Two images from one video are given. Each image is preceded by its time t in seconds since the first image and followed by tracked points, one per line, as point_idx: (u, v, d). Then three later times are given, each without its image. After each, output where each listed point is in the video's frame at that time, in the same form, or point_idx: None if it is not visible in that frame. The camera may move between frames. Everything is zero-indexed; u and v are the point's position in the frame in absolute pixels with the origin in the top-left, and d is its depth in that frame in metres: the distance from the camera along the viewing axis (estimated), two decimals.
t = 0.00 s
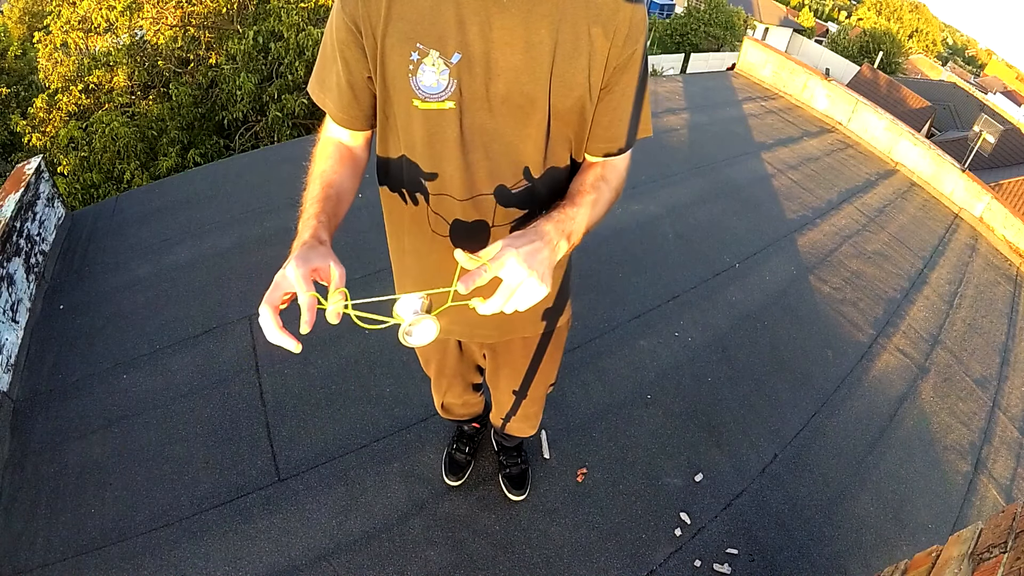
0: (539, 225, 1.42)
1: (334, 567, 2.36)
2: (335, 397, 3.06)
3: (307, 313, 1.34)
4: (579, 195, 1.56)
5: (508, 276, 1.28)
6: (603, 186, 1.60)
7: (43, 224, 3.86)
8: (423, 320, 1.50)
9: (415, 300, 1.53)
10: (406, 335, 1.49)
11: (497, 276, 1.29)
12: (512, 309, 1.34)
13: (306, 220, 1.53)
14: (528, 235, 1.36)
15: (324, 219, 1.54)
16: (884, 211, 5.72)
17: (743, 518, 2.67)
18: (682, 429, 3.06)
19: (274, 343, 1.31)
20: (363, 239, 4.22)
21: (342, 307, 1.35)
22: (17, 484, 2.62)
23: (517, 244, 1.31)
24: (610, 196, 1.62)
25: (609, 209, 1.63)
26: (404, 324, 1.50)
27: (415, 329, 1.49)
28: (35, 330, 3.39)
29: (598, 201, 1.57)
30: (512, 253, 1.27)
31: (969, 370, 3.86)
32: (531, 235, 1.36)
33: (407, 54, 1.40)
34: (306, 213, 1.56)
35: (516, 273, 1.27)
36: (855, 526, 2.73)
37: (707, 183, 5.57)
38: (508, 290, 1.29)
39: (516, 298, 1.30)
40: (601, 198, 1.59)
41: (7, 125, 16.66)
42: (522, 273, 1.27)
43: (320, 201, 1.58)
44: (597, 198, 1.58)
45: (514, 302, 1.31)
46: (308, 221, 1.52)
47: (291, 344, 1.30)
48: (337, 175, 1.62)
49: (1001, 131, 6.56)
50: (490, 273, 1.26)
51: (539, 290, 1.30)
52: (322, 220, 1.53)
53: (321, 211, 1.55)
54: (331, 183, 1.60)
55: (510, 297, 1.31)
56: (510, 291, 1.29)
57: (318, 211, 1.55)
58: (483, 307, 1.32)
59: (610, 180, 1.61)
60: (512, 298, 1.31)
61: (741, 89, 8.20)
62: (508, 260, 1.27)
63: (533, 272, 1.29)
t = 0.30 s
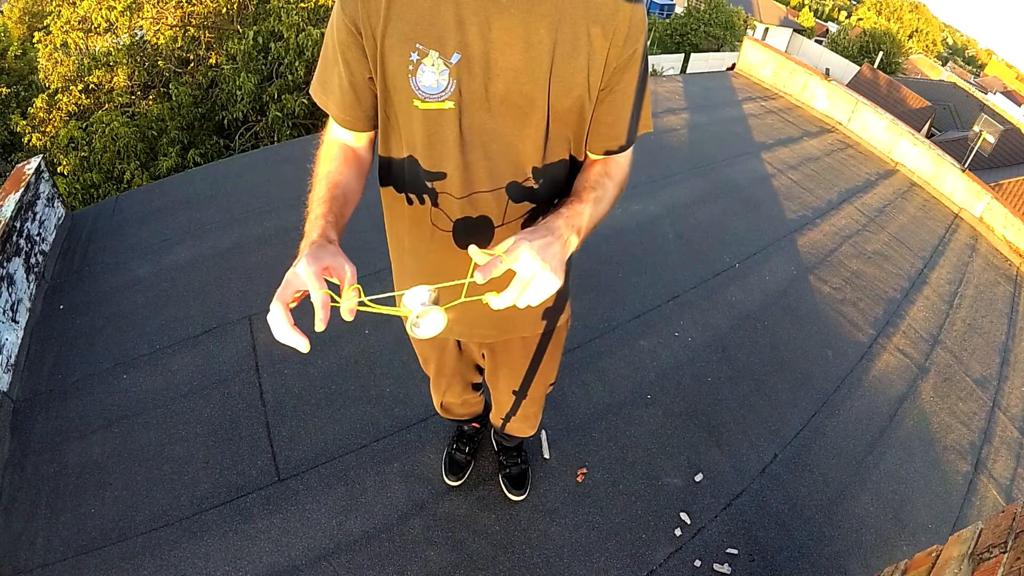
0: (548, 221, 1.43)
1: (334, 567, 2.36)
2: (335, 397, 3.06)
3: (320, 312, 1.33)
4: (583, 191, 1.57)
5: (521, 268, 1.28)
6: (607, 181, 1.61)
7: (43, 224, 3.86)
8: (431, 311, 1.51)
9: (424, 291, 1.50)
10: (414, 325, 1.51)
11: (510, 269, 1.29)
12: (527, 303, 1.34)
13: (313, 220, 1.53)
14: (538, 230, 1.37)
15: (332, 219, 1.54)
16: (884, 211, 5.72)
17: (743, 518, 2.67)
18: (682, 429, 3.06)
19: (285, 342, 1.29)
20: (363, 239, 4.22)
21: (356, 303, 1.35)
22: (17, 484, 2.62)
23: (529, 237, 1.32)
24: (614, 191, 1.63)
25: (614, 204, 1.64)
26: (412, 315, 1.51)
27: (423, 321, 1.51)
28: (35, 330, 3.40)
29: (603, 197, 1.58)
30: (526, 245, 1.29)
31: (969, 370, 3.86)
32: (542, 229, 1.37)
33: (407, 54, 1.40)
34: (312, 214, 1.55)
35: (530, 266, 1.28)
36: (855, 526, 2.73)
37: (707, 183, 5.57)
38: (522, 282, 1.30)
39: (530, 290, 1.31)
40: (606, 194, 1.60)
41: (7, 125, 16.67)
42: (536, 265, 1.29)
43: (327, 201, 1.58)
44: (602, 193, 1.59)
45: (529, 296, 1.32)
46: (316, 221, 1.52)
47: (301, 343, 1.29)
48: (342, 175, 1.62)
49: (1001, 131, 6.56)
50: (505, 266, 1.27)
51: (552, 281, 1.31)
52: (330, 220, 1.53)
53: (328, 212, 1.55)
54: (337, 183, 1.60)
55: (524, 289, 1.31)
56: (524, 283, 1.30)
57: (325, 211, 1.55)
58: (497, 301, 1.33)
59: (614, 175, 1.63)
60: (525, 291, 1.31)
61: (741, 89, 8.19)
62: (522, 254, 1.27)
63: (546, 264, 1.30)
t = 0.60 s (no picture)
0: (556, 215, 1.45)
1: (334, 567, 2.36)
2: (335, 397, 3.06)
3: (336, 312, 1.34)
4: (587, 188, 1.59)
5: (532, 257, 1.31)
6: (610, 176, 1.62)
7: (43, 224, 3.86)
8: (446, 303, 1.57)
9: (437, 284, 1.57)
10: (429, 318, 1.57)
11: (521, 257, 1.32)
12: (538, 295, 1.36)
13: (321, 222, 1.53)
14: (547, 222, 1.40)
15: (339, 220, 1.55)
16: (884, 211, 5.72)
17: (743, 518, 2.67)
18: (681, 429, 3.06)
19: (301, 343, 1.29)
20: (363, 239, 4.22)
21: (371, 301, 1.37)
22: (17, 484, 2.62)
23: (539, 229, 1.35)
24: (618, 187, 1.64)
25: (617, 199, 1.65)
26: (428, 307, 1.56)
27: (438, 314, 1.57)
28: (35, 330, 3.40)
29: (608, 191, 1.60)
30: (536, 235, 1.32)
31: (969, 370, 3.86)
32: (551, 223, 1.40)
33: (407, 55, 1.39)
34: (319, 215, 1.55)
35: (540, 254, 1.31)
36: (855, 526, 2.73)
37: (707, 183, 5.57)
38: (533, 270, 1.32)
39: (541, 280, 1.33)
40: (610, 189, 1.61)
41: (7, 126, 16.69)
42: (547, 255, 1.31)
43: (333, 202, 1.58)
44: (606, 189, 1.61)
45: (539, 286, 1.33)
46: (323, 223, 1.52)
47: (319, 344, 1.28)
48: (347, 176, 1.62)
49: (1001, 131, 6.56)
50: (516, 253, 1.30)
51: (562, 271, 1.33)
52: (337, 221, 1.54)
53: (335, 213, 1.56)
54: (342, 185, 1.60)
55: (534, 280, 1.33)
56: (533, 272, 1.32)
57: (332, 213, 1.55)
58: (507, 292, 1.35)
59: (617, 171, 1.64)
60: (535, 280, 1.33)
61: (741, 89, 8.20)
62: (532, 242, 1.31)
63: (556, 254, 1.32)
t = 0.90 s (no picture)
0: (563, 208, 1.46)
1: (334, 567, 2.36)
2: (335, 397, 3.06)
3: (351, 315, 1.34)
4: (591, 183, 1.60)
5: (542, 249, 1.32)
6: (612, 172, 1.64)
7: (43, 224, 3.86)
8: (460, 303, 1.59)
9: (451, 285, 1.60)
10: (443, 319, 1.59)
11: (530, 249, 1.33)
12: (547, 288, 1.36)
13: (329, 225, 1.53)
14: (555, 216, 1.40)
15: (346, 221, 1.55)
16: (884, 211, 5.72)
17: (743, 518, 2.67)
18: (681, 429, 3.06)
19: (317, 347, 1.29)
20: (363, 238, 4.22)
21: (384, 300, 1.39)
22: (17, 484, 2.62)
23: (547, 221, 1.36)
24: (620, 182, 1.66)
25: (620, 193, 1.67)
26: (442, 308, 1.59)
27: (452, 314, 1.59)
28: (35, 330, 3.40)
29: (612, 186, 1.61)
30: (545, 227, 1.32)
31: (969, 370, 3.86)
32: (559, 216, 1.41)
33: (407, 55, 1.39)
34: (326, 218, 1.55)
35: (549, 247, 1.32)
36: (855, 526, 2.73)
37: (707, 183, 5.57)
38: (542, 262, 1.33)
39: (549, 272, 1.34)
40: (613, 184, 1.62)
41: (7, 126, 16.70)
42: (556, 247, 1.31)
43: (339, 204, 1.58)
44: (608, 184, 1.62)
45: (548, 278, 1.34)
46: (331, 225, 1.52)
47: (337, 347, 1.28)
48: (351, 177, 1.61)
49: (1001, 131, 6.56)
50: (526, 245, 1.31)
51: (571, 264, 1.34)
52: (344, 223, 1.54)
53: (342, 215, 1.55)
54: (346, 186, 1.60)
55: (543, 272, 1.34)
56: (543, 264, 1.33)
57: (339, 214, 1.55)
58: (516, 284, 1.35)
59: (620, 166, 1.66)
60: (544, 272, 1.34)
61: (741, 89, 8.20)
62: (542, 235, 1.31)
63: (565, 246, 1.33)
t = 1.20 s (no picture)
0: (568, 205, 1.46)
1: (334, 567, 2.36)
2: (335, 397, 3.06)
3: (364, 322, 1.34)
4: (592, 180, 1.60)
5: (549, 244, 1.32)
6: (614, 169, 1.65)
7: (43, 224, 3.86)
8: (470, 305, 1.62)
9: (460, 288, 1.64)
10: (454, 320, 1.62)
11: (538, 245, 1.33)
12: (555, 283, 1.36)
13: (336, 229, 1.53)
14: (561, 211, 1.41)
15: (353, 225, 1.55)
16: (884, 211, 5.72)
17: (743, 518, 2.67)
18: (681, 429, 3.06)
19: (332, 354, 1.29)
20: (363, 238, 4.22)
21: (395, 303, 1.40)
22: (17, 484, 2.62)
23: (554, 216, 1.36)
24: (621, 178, 1.67)
25: (621, 189, 1.67)
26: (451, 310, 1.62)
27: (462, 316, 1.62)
28: (35, 330, 3.40)
29: (613, 182, 1.62)
30: (552, 222, 1.33)
31: (969, 370, 3.86)
32: (564, 211, 1.41)
33: (407, 56, 1.39)
34: (332, 222, 1.55)
35: (556, 242, 1.32)
36: (855, 526, 2.73)
37: (707, 183, 5.57)
38: (549, 258, 1.32)
39: (557, 267, 1.33)
40: (614, 180, 1.63)
41: (8, 126, 16.72)
42: (563, 241, 1.32)
43: (345, 208, 1.58)
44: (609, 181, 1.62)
45: (555, 272, 1.33)
46: (339, 229, 1.52)
47: (351, 353, 1.28)
48: (355, 179, 1.62)
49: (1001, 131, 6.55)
50: (534, 240, 1.31)
51: (578, 259, 1.34)
52: (351, 227, 1.54)
53: (349, 219, 1.55)
54: (351, 189, 1.60)
55: (550, 267, 1.33)
56: (550, 259, 1.33)
57: (345, 218, 1.55)
58: (524, 279, 1.35)
59: (620, 163, 1.67)
60: (551, 267, 1.33)
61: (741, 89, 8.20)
62: (549, 230, 1.31)
63: (572, 241, 1.33)
